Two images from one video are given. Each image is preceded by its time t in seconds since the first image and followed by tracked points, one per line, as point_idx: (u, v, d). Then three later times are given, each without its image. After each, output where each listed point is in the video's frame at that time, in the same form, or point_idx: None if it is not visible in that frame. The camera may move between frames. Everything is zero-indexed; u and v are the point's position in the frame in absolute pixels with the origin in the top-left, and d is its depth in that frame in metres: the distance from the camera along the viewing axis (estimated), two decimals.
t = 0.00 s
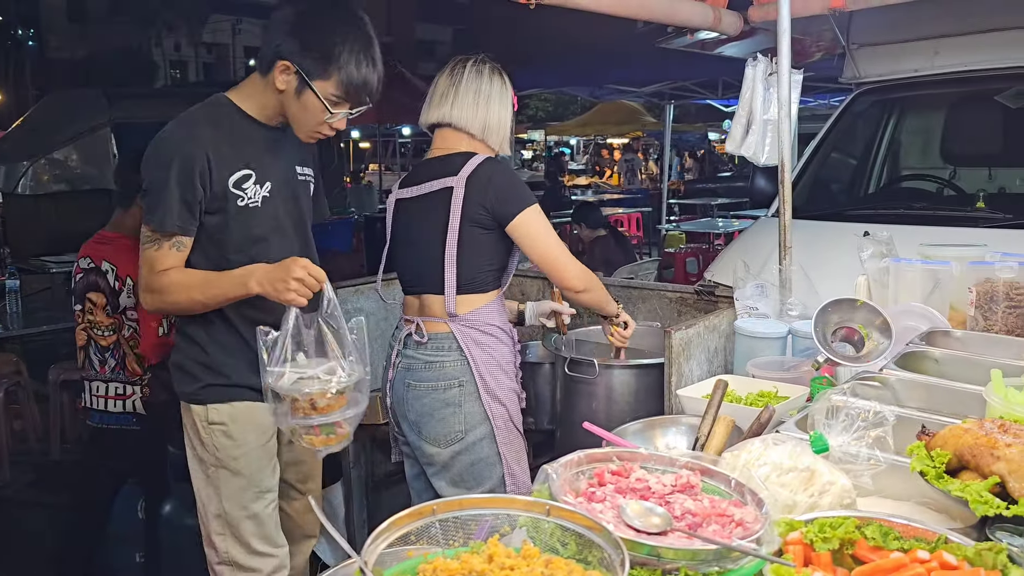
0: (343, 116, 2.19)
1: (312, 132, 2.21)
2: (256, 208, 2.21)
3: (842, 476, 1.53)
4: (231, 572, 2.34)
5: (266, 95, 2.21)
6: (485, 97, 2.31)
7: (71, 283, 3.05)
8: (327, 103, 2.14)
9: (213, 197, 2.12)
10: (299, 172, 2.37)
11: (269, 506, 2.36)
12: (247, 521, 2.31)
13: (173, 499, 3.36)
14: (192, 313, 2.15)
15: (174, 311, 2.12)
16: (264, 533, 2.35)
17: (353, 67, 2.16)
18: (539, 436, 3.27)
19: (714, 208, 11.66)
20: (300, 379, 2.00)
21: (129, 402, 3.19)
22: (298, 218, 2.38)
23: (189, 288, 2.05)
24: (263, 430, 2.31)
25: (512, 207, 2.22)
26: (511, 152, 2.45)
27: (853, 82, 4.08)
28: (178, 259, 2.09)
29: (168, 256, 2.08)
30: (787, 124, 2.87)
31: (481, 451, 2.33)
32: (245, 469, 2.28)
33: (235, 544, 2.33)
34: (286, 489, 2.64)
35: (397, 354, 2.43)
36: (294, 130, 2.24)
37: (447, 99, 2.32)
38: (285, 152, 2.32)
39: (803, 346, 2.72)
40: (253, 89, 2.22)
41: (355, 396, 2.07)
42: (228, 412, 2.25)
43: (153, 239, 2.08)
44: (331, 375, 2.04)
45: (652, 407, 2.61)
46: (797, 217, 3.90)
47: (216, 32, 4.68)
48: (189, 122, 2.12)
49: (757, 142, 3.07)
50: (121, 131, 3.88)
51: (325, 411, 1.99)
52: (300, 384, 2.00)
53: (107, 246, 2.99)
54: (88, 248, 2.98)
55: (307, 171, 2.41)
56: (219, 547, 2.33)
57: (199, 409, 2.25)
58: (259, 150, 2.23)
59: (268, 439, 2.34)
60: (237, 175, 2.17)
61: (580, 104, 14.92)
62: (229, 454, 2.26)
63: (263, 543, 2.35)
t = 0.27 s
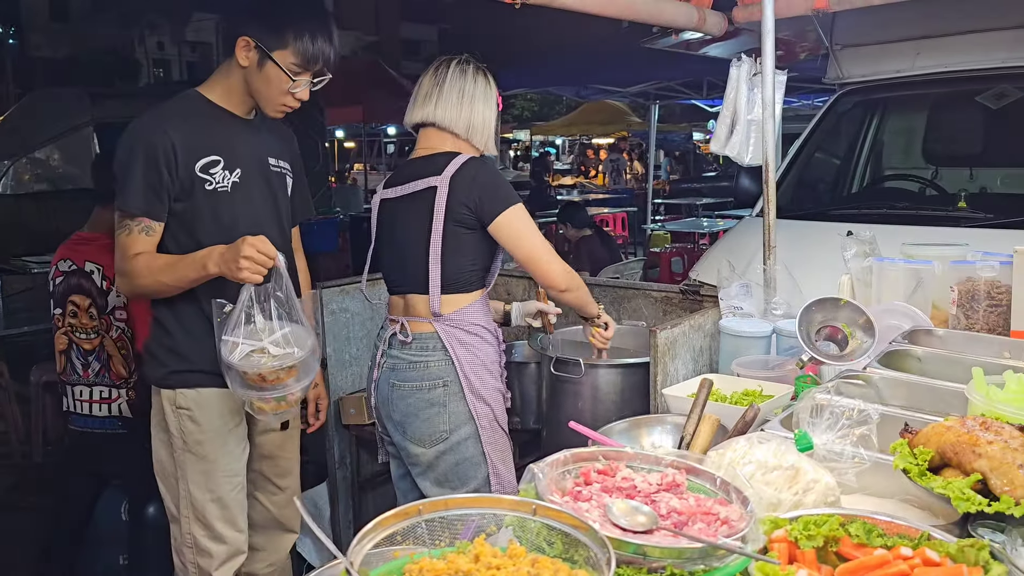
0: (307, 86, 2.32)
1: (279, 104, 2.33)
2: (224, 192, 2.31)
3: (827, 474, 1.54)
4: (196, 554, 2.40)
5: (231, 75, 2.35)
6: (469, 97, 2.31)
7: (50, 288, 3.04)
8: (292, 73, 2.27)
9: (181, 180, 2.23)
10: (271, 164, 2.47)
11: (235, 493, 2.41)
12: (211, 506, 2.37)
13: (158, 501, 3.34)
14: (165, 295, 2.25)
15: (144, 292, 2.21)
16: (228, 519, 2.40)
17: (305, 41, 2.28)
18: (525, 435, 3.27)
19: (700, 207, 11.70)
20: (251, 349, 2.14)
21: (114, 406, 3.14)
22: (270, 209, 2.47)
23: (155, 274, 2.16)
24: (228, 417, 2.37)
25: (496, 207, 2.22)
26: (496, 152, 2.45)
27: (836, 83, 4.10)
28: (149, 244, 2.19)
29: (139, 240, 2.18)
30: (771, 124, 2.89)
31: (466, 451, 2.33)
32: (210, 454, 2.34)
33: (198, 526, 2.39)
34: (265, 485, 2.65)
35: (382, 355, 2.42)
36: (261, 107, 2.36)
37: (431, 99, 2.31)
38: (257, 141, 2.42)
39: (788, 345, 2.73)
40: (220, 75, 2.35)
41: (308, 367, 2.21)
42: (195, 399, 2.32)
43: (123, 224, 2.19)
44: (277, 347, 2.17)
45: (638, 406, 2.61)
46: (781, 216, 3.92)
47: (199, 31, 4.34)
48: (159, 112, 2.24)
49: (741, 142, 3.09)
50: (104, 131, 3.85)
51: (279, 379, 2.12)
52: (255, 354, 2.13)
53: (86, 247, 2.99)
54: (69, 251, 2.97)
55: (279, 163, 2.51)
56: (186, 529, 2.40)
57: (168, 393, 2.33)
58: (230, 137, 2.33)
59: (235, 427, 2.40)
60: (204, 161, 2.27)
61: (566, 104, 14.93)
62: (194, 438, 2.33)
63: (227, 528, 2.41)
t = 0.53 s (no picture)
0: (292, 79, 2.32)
1: (264, 97, 2.32)
2: (207, 189, 2.30)
3: (814, 474, 1.54)
4: (174, 553, 2.39)
5: (215, 72, 2.34)
6: (459, 98, 2.30)
7: (37, 293, 3.07)
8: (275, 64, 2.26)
9: (160, 176, 2.22)
10: (257, 163, 2.46)
11: (215, 493, 2.39)
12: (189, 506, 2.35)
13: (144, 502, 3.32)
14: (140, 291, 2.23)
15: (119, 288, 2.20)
16: (207, 520, 2.38)
17: (288, 36, 2.28)
18: (513, 436, 3.27)
19: (688, 208, 11.74)
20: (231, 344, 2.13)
21: (106, 409, 3.20)
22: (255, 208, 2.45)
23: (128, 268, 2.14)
24: (208, 418, 2.36)
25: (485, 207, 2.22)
26: (484, 153, 2.45)
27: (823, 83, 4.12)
28: (124, 240, 2.17)
29: (113, 235, 2.16)
30: (759, 124, 2.90)
31: (454, 451, 2.33)
32: (189, 454, 2.33)
33: (176, 526, 2.37)
34: (251, 487, 2.63)
35: (370, 355, 2.42)
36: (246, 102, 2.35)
37: (421, 99, 2.31)
38: (242, 139, 2.41)
39: (775, 345, 2.74)
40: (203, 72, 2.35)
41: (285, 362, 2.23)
42: (175, 399, 2.31)
43: (100, 219, 2.17)
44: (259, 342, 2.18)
45: (626, 406, 2.62)
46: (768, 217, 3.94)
47: (185, 31, 4.26)
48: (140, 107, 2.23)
49: (732, 142, 3.09)
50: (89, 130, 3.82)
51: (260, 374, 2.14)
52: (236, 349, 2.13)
53: (79, 252, 3.06)
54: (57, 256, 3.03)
55: (266, 163, 2.50)
56: (165, 528, 2.38)
57: (147, 393, 2.32)
58: (215, 134, 2.32)
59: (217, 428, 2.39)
60: (187, 158, 2.25)
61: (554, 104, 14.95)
62: (173, 438, 2.32)
63: (207, 528, 2.39)
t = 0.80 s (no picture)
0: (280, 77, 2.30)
1: (252, 97, 2.31)
2: (195, 189, 2.29)
3: (805, 474, 1.55)
4: (162, 556, 2.37)
5: (205, 73, 2.34)
6: (451, 99, 2.30)
7: (29, 296, 3.05)
8: (261, 63, 2.25)
9: (147, 177, 2.21)
10: (247, 163, 2.45)
11: (202, 495, 2.38)
12: (176, 508, 2.34)
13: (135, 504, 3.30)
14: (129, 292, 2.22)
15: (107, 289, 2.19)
16: (194, 522, 2.37)
17: (278, 36, 2.27)
18: (505, 437, 3.27)
19: (680, 208, 11.76)
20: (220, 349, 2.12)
21: (98, 413, 3.13)
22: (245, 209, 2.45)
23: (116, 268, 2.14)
24: (194, 420, 2.35)
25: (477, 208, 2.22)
26: (477, 154, 2.45)
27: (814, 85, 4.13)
28: (111, 241, 2.17)
29: (100, 235, 2.15)
30: (750, 125, 2.90)
31: (446, 452, 2.33)
32: (176, 456, 2.32)
33: (163, 529, 2.36)
34: (242, 489, 2.62)
35: (362, 356, 2.41)
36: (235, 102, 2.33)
37: (413, 100, 2.30)
38: (231, 139, 2.40)
39: (766, 345, 2.75)
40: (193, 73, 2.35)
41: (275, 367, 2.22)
42: (161, 401, 2.30)
43: (87, 220, 2.16)
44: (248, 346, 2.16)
45: (618, 406, 2.62)
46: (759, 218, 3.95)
47: (176, 31, 4.54)
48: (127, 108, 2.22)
49: (721, 143, 3.10)
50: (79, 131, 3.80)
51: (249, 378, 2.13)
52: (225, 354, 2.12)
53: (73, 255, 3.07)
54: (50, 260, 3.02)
55: (256, 164, 2.49)
56: (152, 531, 2.37)
57: (134, 395, 2.31)
58: (203, 133, 2.31)
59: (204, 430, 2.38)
60: (175, 158, 2.24)
61: (546, 105, 14.95)
62: (159, 440, 2.31)
63: (194, 530, 2.38)
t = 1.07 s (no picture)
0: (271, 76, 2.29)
1: (244, 97, 2.30)
2: (191, 191, 2.29)
3: (800, 473, 1.55)
4: (157, 557, 2.37)
5: (198, 73, 2.34)
6: (448, 100, 2.30)
7: (26, 297, 3.04)
8: (251, 62, 2.24)
9: (143, 179, 2.21)
10: (243, 163, 2.45)
11: (198, 496, 2.37)
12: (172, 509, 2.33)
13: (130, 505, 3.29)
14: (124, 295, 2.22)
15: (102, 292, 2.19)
16: (190, 523, 2.37)
17: (274, 37, 2.27)
18: (501, 437, 3.27)
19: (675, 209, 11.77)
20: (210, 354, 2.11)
21: (97, 414, 3.12)
22: (242, 209, 2.44)
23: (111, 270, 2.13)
24: (190, 422, 2.34)
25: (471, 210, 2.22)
26: (472, 154, 2.45)
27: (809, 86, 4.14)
28: (107, 244, 2.17)
29: (96, 238, 2.15)
30: (745, 126, 2.91)
31: (441, 452, 2.32)
32: (172, 457, 2.31)
33: (159, 530, 2.35)
34: (238, 491, 2.62)
35: (357, 357, 2.42)
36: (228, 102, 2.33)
37: (409, 101, 2.31)
38: (226, 139, 2.40)
39: (761, 345, 2.75)
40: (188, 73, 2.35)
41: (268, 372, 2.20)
42: (157, 403, 2.30)
43: (83, 222, 2.16)
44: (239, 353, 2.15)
45: (613, 407, 2.62)
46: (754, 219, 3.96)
47: (171, 31, 4.60)
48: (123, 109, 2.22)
49: (717, 144, 3.11)
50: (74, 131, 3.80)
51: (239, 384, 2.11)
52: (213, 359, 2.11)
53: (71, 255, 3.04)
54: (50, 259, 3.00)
55: (253, 164, 2.49)
56: (147, 532, 2.36)
57: (131, 396, 2.31)
58: (198, 134, 2.31)
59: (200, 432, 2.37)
60: (170, 160, 2.24)
61: (541, 106, 14.96)
62: (155, 442, 2.31)
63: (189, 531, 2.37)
